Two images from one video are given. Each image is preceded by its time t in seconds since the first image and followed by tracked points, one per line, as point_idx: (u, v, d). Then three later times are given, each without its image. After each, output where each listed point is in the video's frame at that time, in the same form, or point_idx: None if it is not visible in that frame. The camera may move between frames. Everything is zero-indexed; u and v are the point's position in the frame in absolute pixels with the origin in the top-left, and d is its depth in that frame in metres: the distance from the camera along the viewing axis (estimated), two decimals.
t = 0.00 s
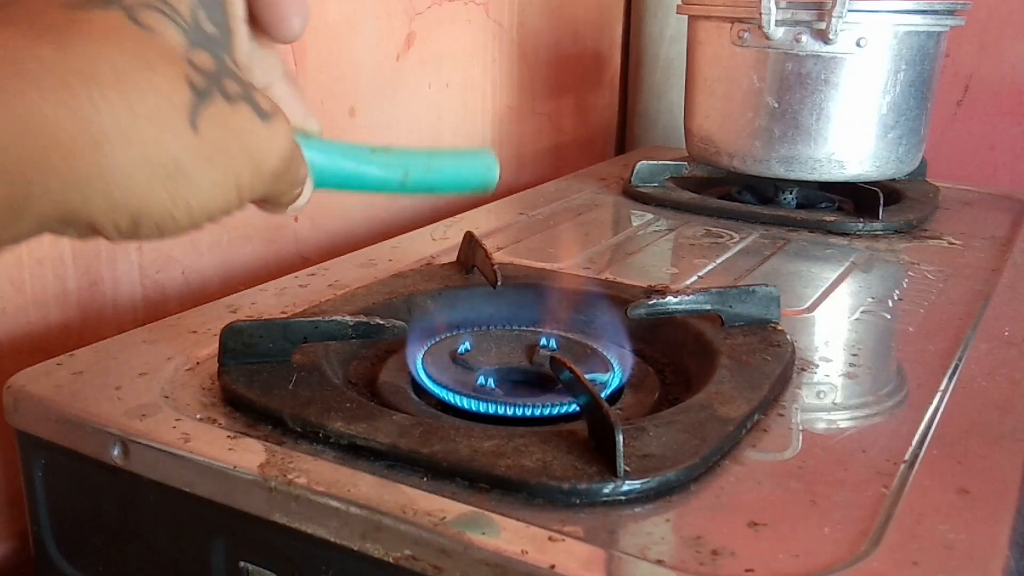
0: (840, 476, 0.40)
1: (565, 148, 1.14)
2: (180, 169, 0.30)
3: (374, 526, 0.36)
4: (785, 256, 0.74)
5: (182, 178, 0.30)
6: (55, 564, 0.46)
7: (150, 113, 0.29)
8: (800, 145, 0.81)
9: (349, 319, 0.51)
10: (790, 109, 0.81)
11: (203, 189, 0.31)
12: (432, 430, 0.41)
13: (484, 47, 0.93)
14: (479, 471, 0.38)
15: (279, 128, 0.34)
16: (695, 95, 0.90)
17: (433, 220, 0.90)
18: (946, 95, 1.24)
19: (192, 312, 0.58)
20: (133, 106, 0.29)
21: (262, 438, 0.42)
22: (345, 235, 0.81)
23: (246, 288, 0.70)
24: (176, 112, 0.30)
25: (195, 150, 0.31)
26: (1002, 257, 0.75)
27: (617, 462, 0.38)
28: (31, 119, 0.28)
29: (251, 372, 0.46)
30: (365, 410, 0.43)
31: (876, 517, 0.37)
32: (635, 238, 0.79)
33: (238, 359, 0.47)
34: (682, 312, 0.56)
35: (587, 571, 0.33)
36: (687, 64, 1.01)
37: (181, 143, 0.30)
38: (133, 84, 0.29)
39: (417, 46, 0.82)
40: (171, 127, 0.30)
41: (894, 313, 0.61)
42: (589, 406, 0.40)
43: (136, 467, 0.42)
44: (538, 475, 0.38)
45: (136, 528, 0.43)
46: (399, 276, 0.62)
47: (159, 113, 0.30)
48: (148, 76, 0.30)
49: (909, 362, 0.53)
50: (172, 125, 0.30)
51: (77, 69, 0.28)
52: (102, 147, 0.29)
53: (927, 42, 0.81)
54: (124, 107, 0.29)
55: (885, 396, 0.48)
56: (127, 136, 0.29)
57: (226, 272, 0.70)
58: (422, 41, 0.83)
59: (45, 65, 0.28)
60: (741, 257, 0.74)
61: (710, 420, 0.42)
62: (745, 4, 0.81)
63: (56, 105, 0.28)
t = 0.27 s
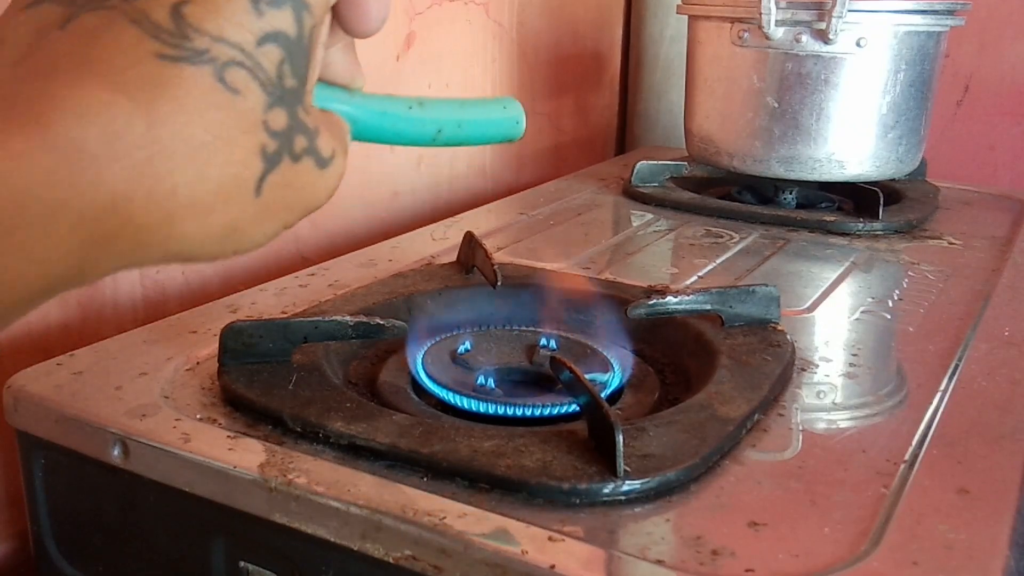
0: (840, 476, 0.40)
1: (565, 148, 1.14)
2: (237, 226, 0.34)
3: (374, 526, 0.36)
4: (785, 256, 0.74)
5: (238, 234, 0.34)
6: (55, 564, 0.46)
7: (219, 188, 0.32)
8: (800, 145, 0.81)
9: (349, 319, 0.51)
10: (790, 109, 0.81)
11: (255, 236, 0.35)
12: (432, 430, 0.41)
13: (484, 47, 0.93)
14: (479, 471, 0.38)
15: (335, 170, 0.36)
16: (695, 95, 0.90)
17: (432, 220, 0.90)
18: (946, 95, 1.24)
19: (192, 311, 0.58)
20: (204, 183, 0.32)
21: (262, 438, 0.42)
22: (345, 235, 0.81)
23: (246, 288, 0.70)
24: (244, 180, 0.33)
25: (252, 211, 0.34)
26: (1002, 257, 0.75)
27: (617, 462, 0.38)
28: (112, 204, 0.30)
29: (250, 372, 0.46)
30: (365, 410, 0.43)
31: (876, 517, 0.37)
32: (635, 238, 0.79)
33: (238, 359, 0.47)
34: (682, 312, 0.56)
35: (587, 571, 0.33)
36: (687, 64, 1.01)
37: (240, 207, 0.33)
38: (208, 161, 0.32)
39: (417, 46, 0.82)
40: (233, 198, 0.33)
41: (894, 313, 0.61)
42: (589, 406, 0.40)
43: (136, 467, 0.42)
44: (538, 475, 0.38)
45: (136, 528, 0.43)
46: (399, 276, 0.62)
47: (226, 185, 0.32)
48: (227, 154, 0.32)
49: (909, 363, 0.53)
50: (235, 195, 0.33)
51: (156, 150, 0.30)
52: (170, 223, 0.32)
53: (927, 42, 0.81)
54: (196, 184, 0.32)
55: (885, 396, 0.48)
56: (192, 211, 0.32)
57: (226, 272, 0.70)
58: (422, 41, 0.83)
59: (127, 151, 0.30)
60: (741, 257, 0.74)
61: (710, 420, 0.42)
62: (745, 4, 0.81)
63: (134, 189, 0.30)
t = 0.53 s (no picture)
0: (840, 476, 0.40)
1: (565, 148, 1.14)
2: (248, 109, 0.32)
3: (374, 526, 0.36)
4: (785, 256, 0.74)
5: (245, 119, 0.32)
6: (55, 564, 0.46)
7: (228, 61, 0.30)
8: (800, 145, 0.81)
9: (349, 319, 0.51)
10: (789, 109, 0.81)
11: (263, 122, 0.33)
12: (432, 430, 0.41)
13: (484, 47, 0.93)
14: (479, 471, 0.38)
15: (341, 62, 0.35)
16: (695, 95, 0.90)
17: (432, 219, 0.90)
18: (946, 95, 1.24)
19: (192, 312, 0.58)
20: (215, 52, 0.30)
21: (262, 438, 0.42)
22: (345, 235, 0.81)
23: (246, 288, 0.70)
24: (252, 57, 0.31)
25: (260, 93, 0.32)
26: (1002, 257, 0.75)
27: (617, 462, 0.38)
28: (125, 69, 0.28)
29: (250, 372, 0.46)
30: (365, 410, 0.43)
31: (877, 517, 0.37)
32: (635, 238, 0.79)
33: (238, 359, 0.47)
34: (682, 312, 0.56)
35: (587, 571, 0.33)
36: (687, 64, 1.01)
37: (250, 88, 0.31)
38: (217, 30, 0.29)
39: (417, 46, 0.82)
40: (243, 76, 0.31)
41: (894, 313, 0.61)
42: (589, 406, 0.40)
43: (136, 467, 0.42)
44: (538, 475, 0.38)
45: (137, 529, 0.43)
46: (399, 276, 0.62)
47: (235, 55, 0.30)
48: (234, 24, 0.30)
49: (909, 362, 0.53)
50: (245, 69, 0.31)
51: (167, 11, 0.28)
52: (185, 96, 0.29)
53: (927, 42, 0.81)
54: (207, 54, 0.29)
55: (885, 396, 0.48)
56: (207, 80, 0.30)
57: (226, 272, 0.70)
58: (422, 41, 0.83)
59: (139, 8, 0.28)
60: (741, 257, 0.74)
61: (710, 421, 0.42)
62: (745, 5, 0.81)
63: (149, 56, 0.28)
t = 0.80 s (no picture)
0: (840, 476, 0.40)
1: (565, 148, 1.14)
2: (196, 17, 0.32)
3: (374, 526, 0.36)
4: (785, 256, 0.74)
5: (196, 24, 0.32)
6: (55, 564, 0.46)
7: None
8: (800, 145, 0.81)
9: (349, 319, 0.51)
10: (789, 109, 0.81)
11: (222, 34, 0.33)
12: (432, 430, 0.41)
13: (484, 47, 0.93)
14: (479, 471, 0.38)
15: None
16: (695, 95, 0.90)
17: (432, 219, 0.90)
18: (946, 96, 1.24)
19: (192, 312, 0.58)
20: None
21: (262, 438, 0.42)
22: (345, 235, 0.81)
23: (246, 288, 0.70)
24: None
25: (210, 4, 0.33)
26: (1002, 257, 0.75)
27: (617, 462, 0.38)
28: None
29: (250, 372, 0.46)
30: (365, 410, 0.43)
31: (877, 517, 0.37)
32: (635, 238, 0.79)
33: (238, 359, 0.47)
34: (682, 312, 0.56)
35: (587, 571, 0.33)
36: (687, 64, 1.01)
37: None
38: None
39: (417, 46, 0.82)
40: None
41: (894, 313, 0.61)
42: (589, 406, 0.40)
43: (136, 467, 0.42)
44: (538, 475, 0.38)
45: (137, 530, 0.43)
46: (399, 276, 0.62)
47: None
48: None
49: (909, 363, 0.53)
50: None
51: None
52: None
53: (927, 42, 0.81)
54: None
55: (885, 396, 0.48)
56: None
57: (226, 272, 0.70)
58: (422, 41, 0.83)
59: None
60: (741, 257, 0.74)
61: (710, 421, 0.42)
62: (745, 5, 0.81)
63: None
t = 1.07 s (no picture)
0: (841, 476, 0.40)
1: (565, 148, 1.14)
2: None
3: (374, 526, 0.36)
4: (785, 256, 0.74)
5: None
6: (55, 565, 0.46)
7: None
8: (800, 145, 0.81)
9: (349, 319, 0.51)
10: (790, 109, 0.81)
11: None
12: (432, 430, 0.41)
13: (484, 47, 0.93)
14: (479, 471, 0.38)
15: None
16: (695, 95, 0.90)
17: (432, 219, 0.90)
18: (947, 96, 1.24)
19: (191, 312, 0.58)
20: None
21: (262, 438, 0.42)
22: (345, 235, 0.81)
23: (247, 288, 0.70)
24: None
25: None
26: (1002, 257, 0.75)
27: (617, 462, 0.38)
28: None
29: (250, 372, 0.46)
30: (365, 410, 0.43)
31: (877, 517, 0.37)
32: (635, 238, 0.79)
33: (238, 359, 0.47)
34: (683, 312, 0.56)
35: (587, 571, 0.33)
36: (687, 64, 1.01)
37: None
38: None
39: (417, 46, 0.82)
40: None
41: (894, 313, 0.61)
42: (589, 406, 0.40)
43: (135, 467, 0.42)
44: (538, 475, 0.38)
45: (137, 530, 0.43)
46: (399, 276, 0.62)
47: None
48: None
49: (909, 362, 0.53)
50: None
51: None
52: None
53: (927, 42, 0.81)
54: None
55: (885, 396, 0.48)
56: None
57: (226, 272, 0.70)
58: (422, 41, 0.83)
59: None
60: (741, 257, 0.74)
61: (710, 421, 0.42)
62: (746, 5, 0.81)
63: None
